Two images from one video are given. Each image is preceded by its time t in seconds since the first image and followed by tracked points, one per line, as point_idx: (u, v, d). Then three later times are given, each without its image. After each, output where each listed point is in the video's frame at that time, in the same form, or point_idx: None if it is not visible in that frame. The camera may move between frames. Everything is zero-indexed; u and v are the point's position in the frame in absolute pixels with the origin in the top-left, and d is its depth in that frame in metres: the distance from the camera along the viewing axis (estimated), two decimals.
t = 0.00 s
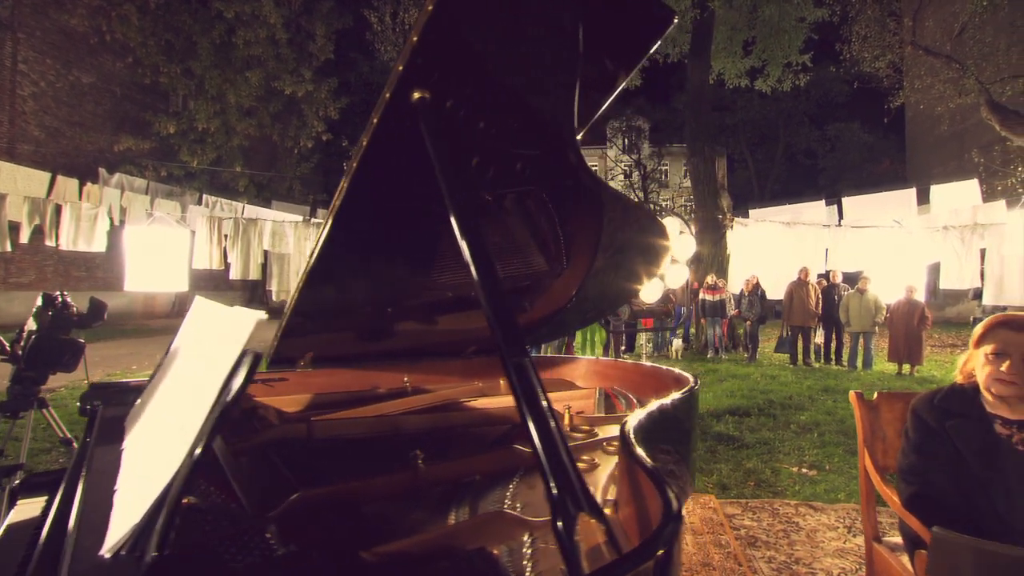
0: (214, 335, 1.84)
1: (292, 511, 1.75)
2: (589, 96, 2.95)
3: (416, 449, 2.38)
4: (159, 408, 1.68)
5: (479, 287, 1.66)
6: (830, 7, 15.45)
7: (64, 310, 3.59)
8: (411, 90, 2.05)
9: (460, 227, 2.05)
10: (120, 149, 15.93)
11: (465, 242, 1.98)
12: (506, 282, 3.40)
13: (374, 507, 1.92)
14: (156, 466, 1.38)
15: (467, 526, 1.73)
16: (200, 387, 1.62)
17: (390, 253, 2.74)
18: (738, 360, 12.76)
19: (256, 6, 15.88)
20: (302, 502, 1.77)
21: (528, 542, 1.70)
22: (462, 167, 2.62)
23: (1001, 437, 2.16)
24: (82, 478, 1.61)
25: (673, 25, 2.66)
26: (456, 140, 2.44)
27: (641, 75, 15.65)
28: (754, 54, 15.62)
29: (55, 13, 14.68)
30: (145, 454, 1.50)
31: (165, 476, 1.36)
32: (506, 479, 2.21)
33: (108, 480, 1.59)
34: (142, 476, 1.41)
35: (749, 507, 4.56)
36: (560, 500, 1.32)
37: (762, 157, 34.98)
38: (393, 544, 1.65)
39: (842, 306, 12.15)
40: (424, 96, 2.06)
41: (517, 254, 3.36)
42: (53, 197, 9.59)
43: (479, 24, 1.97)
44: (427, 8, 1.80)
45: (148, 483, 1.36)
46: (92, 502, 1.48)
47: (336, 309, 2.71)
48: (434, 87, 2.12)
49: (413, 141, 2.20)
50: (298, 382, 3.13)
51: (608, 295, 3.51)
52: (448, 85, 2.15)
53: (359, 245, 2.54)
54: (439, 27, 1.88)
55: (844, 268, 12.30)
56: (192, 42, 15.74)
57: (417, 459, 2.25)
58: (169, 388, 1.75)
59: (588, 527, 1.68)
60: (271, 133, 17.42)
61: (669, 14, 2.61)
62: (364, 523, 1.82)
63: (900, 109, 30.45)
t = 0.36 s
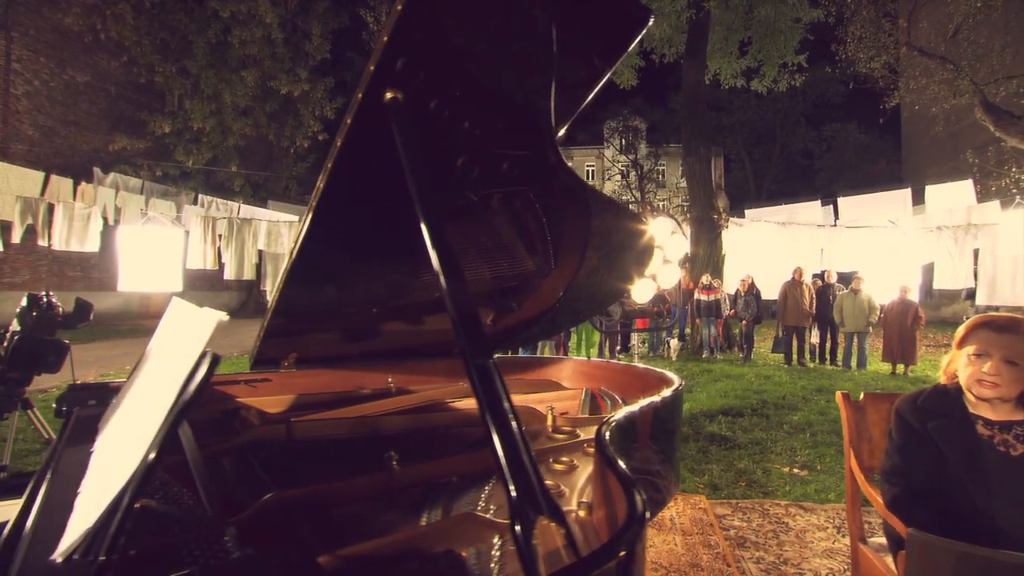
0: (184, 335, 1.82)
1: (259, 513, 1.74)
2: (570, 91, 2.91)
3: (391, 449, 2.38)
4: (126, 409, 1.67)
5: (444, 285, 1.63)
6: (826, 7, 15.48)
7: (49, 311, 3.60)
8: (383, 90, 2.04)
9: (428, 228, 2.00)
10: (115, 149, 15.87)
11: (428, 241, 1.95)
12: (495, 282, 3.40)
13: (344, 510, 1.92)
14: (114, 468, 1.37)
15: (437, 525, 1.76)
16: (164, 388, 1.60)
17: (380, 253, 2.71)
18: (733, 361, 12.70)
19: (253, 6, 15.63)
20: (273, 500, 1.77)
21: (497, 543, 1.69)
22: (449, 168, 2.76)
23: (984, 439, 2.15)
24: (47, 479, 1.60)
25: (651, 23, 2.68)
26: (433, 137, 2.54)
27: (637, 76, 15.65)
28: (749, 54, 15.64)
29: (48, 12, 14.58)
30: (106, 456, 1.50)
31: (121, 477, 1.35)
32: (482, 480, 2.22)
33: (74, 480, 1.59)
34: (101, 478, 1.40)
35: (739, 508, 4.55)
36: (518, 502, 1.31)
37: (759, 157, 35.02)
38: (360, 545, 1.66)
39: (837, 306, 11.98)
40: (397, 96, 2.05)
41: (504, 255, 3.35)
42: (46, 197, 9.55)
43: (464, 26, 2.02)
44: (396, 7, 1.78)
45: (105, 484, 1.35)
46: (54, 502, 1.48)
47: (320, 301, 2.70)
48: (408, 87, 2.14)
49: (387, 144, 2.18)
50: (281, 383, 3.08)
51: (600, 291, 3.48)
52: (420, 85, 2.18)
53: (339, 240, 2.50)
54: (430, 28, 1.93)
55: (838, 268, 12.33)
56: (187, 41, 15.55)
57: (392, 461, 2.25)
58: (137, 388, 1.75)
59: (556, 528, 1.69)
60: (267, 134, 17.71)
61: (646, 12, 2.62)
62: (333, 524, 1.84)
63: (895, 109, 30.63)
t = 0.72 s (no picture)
0: (147, 334, 1.79)
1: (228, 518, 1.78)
2: (553, 90, 2.91)
3: (364, 452, 2.38)
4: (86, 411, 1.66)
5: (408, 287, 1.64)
6: (819, 9, 15.54)
7: (31, 311, 3.61)
8: (354, 90, 2.01)
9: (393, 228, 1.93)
10: (108, 148, 15.80)
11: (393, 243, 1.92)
12: (480, 282, 3.38)
13: (313, 513, 1.93)
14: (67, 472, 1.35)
15: (405, 526, 1.77)
16: (120, 388, 1.58)
17: (360, 253, 2.69)
18: (727, 361, 12.67)
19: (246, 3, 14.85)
20: (246, 503, 1.82)
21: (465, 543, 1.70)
22: (431, 167, 2.77)
23: (963, 440, 2.14)
24: (10, 480, 1.61)
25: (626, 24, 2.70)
26: (416, 136, 2.51)
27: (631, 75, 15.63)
28: (743, 55, 15.68)
29: (40, 10, 14.48)
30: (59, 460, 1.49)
31: (71, 482, 1.33)
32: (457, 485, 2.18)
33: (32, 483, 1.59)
34: (52, 481, 1.41)
35: (727, 508, 4.54)
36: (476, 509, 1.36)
37: (754, 157, 35.07)
38: (324, 548, 1.66)
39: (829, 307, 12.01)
40: (368, 96, 2.02)
41: (488, 254, 3.34)
42: (39, 195, 9.52)
43: (441, 21, 2.05)
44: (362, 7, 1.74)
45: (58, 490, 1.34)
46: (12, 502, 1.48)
47: (300, 302, 2.68)
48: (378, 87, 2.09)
49: (359, 145, 2.15)
50: (263, 383, 3.05)
51: (596, 293, 3.37)
52: (392, 85, 2.16)
53: (316, 239, 2.48)
54: (405, 29, 1.97)
55: (831, 268, 12.38)
56: (179, 40, 15.15)
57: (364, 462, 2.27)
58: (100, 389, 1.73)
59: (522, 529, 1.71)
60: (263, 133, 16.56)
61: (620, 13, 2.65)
62: (303, 526, 1.86)
63: (889, 110, 30.82)
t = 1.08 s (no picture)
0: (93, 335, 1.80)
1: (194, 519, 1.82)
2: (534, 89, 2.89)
3: (333, 452, 2.36)
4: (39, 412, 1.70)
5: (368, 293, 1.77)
6: (810, 10, 15.63)
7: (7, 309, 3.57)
8: (319, 89, 1.97)
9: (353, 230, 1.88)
10: (96, 146, 15.63)
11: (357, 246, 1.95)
12: (462, 283, 3.35)
13: (278, 514, 1.92)
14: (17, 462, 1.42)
15: (370, 527, 1.74)
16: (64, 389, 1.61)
17: (338, 253, 2.65)
18: (718, 360, 12.69)
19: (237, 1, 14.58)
20: (211, 502, 1.89)
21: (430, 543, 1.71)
22: (410, 166, 2.74)
23: (939, 439, 2.15)
24: None
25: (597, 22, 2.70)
26: (392, 133, 2.50)
27: (623, 76, 15.68)
28: (734, 56, 15.73)
29: (26, 6, 14.27)
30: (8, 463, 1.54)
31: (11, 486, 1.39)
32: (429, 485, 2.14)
33: None
34: None
35: (713, 508, 4.55)
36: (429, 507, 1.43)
37: (746, 158, 35.24)
38: (285, 548, 1.66)
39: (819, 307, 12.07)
40: (335, 95, 1.99)
41: (470, 253, 3.32)
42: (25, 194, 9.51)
43: (422, 19, 2.01)
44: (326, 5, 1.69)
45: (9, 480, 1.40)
46: None
47: (278, 300, 2.67)
48: (347, 87, 2.07)
49: (326, 144, 2.13)
50: (241, 384, 3.01)
51: (584, 292, 3.40)
52: (359, 82, 2.09)
53: (289, 234, 2.44)
54: (392, 28, 1.96)
55: (821, 268, 12.44)
56: (170, 39, 14.53)
57: (334, 463, 2.26)
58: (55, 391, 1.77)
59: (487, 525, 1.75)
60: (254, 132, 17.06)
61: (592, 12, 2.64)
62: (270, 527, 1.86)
63: (879, 112, 31.11)
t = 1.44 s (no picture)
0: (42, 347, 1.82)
1: (160, 517, 1.83)
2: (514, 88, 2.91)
3: (301, 451, 2.37)
4: None
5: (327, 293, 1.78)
6: (801, 11, 15.71)
7: None
8: (286, 86, 1.95)
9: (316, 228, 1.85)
10: (85, 145, 15.47)
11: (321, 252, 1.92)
12: (445, 282, 3.29)
13: (245, 513, 1.92)
14: None
15: (334, 527, 1.71)
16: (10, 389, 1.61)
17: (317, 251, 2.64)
18: (710, 360, 12.69)
19: None
20: (176, 498, 1.89)
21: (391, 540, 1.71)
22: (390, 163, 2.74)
23: (915, 438, 2.16)
24: None
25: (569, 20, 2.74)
26: (372, 129, 2.45)
27: (617, 75, 15.68)
28: (727, 57, 15.77)
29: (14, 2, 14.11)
30: None
31: None
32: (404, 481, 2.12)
33: None
34: None
35: (699, 507, 4.56)
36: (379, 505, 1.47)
37: (739, 158, 35.37)
38: (248, 547, 1.62)
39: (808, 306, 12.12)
40: (302, 92, 1.97)
41: (452, 252, 3.30)
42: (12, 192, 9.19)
43: (396, 16, 2.02)
44: None
45: None
46: None
47: (255, 300, 2.66)
48: (318, 84, 2.03)
49: (292, 142, 2.11)
50: (219, 383, 2.99)
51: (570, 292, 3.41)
52: (330, 79, 2.04)
53: (263, 232, 2.42)
54: (365, 25, 1.98)
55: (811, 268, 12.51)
56: (161, 36, 14.10)
57: (303, 462, 2.25)
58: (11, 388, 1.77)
59: (456, 523, 1.74)
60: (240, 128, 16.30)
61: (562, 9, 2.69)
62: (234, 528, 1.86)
63: (870, 113, 31.34)
